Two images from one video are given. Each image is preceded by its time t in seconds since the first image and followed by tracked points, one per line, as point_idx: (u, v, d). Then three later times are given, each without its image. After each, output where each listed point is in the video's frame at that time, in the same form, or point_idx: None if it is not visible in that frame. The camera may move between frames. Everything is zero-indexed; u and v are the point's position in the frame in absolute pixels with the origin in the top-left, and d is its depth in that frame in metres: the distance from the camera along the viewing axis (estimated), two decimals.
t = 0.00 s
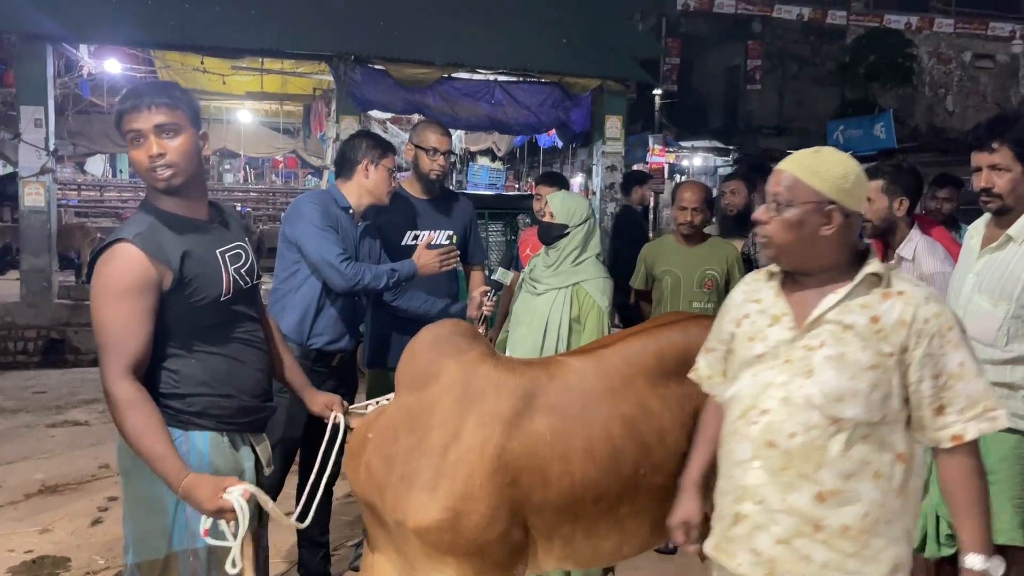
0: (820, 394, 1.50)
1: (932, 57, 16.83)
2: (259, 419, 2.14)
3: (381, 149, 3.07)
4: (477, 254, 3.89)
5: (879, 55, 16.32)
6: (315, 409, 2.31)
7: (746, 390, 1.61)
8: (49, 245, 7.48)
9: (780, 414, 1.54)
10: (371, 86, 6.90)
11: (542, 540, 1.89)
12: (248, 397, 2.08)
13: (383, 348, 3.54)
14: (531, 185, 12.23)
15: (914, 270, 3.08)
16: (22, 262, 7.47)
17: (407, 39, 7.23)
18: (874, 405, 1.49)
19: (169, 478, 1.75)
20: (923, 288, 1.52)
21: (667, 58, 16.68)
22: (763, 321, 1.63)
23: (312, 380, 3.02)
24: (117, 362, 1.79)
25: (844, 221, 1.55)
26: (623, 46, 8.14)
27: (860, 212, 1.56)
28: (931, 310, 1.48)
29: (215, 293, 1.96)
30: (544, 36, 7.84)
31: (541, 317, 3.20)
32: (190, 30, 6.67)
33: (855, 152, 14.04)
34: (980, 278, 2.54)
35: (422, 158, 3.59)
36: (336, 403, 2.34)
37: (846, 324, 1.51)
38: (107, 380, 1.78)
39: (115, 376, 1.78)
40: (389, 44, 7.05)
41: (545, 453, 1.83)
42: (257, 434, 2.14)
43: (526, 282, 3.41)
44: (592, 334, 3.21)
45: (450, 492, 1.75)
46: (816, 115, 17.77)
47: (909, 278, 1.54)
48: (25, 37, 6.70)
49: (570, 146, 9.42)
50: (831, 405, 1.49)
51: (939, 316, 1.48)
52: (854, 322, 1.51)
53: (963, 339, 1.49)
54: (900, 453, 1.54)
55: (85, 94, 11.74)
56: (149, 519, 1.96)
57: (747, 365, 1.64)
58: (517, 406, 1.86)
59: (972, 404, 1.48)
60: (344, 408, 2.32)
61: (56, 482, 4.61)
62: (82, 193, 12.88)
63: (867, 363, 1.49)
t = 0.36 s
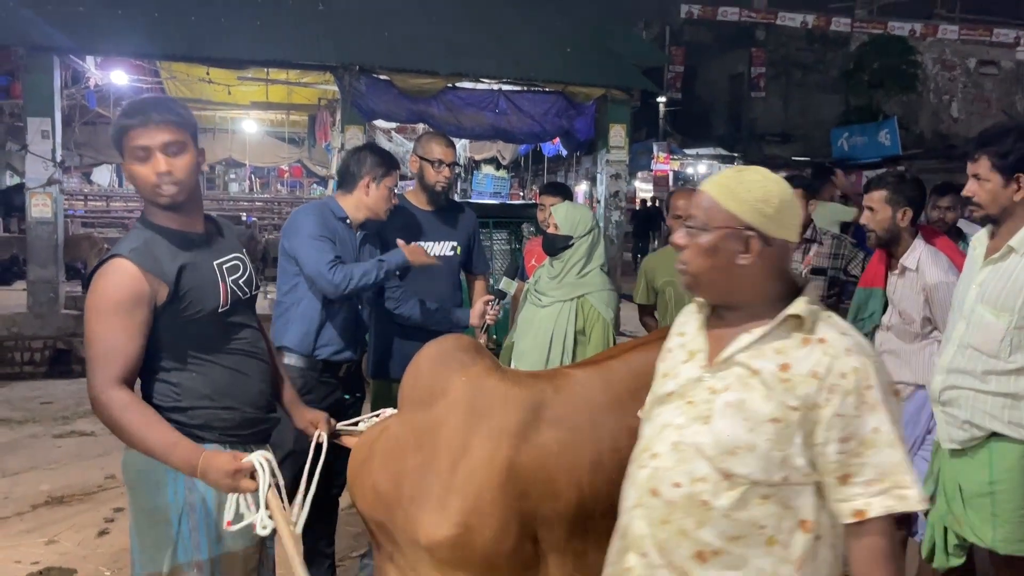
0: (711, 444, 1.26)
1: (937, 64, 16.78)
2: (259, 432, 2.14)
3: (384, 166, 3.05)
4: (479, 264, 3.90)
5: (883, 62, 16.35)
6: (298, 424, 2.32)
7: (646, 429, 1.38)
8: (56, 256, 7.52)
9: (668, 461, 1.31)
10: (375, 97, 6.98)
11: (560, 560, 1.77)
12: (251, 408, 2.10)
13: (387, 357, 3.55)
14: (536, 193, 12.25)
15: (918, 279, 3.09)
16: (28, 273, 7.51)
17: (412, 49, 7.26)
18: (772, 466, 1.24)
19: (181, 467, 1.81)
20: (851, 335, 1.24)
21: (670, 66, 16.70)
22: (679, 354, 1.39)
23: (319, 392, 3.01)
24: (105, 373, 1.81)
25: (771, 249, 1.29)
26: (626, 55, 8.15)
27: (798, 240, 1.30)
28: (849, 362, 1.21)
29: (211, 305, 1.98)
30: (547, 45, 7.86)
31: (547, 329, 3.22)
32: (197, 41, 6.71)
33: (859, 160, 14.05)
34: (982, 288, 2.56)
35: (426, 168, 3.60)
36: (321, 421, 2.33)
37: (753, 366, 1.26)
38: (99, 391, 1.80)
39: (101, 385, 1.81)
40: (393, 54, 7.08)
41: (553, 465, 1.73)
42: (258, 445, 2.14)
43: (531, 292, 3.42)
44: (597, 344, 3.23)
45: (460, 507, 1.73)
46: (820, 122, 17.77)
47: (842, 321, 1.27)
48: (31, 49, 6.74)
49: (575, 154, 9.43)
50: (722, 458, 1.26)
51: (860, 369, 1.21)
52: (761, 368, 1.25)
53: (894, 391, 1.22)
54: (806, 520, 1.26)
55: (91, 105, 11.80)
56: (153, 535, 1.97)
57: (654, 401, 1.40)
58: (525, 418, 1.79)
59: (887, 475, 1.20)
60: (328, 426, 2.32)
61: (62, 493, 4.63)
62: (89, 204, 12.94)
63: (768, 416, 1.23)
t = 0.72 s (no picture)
0: (583, 456, 1.26)
1: (947, 66, 16.72)
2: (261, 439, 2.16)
3: (378, 170, 3.10)
4: (484, 273, 3.91)
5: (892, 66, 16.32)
6: (298, 420, 2.32)
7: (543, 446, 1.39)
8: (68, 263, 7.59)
9: (550, 479, 1.31)
10: (383, 103, 6.92)
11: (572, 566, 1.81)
12: (255, 412, 2.13)
13: (391, 363, 3.60)
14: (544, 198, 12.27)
15: (923, 285, 3.10)
16: (40, 280, 7.57)
17: (419, 56, 7.29)
18: (641, 475, 1.22)
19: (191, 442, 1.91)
20: (719, 330, 1.20)
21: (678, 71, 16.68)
22: (574, 367, 1.40)
23: (326, 397, 3.05)
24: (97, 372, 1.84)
25: (636, 246, 1.28)
26: (634, 60, 8.15)
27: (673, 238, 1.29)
28: (709, 358, 1.17)
29: (217, 313, 2.02)
30: (555, 52, 7.88)
31: (552, 335, 3.24)
32: (208, 50, 6.77)
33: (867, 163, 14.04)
34: (984, 297, 2.61)
35: (434, 176, 3.63)
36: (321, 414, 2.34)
37: (619, 371, 1.26)
38: (94, 391, 1.83)
39: (93, 384, 1.83)
40: (401, 61, 7.12)
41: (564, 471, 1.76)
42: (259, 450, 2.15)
43: (537, 300, 3.45)
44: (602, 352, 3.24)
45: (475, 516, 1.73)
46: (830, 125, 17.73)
47: (716, 316, 1.23)
48: (45, 58, 6.81)
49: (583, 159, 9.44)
50: (594, 471, 1.25)
51: (720, 364, 1.16)
52: (628, 371, 1.24)
53: (762, 389, 1.16)
54: (687, 545, 1.24)
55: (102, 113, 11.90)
56: (163, 543, 2.00)
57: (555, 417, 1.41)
58: (532, 425, 1.80)
59: (748, 479, 1.13)
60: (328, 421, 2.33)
61: (74, 499, 4.67)
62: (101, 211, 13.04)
63: (633, 421, 1.22)
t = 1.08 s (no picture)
0: (412, 447, 1.30)
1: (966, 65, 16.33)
2: (270, 437, 2.18)
3: (390, 175, 3.14)
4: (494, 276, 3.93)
5: (910, 65, 16.21)
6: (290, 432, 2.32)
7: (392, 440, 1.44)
8: (88, 266, 7.68)
9: (386, 470, 1.35)
10: (400, 108, 7.02)
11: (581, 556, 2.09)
12: (268, 410, 2.17)
13: (403, 365, 3.63)
14: (560, 200, 12.28)
15: (934, 286, 3.09)
16: (62, 284, 7.68)
17: (435, 59, 7.33)
18: (459, 466, 1.26)
19: (208, 451, 1.89)
20: (541, 323, 1.27)
21: (694, 72, 16.64)
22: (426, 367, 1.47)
23: (340, 400, 3.08)
24: (129, 371, 1.87)
25: (483, 249, 1.36)
26: (648, 61, 8.15)
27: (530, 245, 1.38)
28: (526, 346, 1.23)
29: (240, 314, 2.08)
30: (570, 54, 7.90)
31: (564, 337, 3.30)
32: (227, 55, 6.84)
33: (885, 163, 13.98)
34: (993, 297, 2.60)
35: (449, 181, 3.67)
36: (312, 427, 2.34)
37: (450, 364, 1.29)
38: (126, 389, 1.85)
39: (125, 385, 1.86)
40: (416, 64, 7.16)
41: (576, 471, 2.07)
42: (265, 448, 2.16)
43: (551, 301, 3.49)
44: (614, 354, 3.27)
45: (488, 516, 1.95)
46: (847, 126, 17.63)
47: (540, 310, 1.30)
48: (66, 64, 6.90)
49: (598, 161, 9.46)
50: (420, 462, 1.29)
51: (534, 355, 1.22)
52: (459, 365, 1.27)
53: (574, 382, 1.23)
54: (499, 544, 1.28)
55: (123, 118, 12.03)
56: (180, 539, 2.04)
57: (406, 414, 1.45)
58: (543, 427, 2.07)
59: (559, 467, 1.19)
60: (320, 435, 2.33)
61: (94, 499, 4.74)
62: (120, 215, 13.15)
63: (456, 412, 1.26)
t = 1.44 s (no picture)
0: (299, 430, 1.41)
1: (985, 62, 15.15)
2: (274, 432, 2.24)
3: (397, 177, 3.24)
4: (504, 270, 4.01)
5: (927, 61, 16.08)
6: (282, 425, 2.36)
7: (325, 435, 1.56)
8: (106, 266, 7.79)
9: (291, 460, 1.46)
10: (411, 107, 7.10)
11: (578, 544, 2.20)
12: (273, 406, 2.23)
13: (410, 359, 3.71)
14: (573, 199, 12.30)
15: (935, 282, 3.11)
16: (81, 282, 7.78)
17: (447, 58, 7.39)
18: (316, 443, 1.35)
19: (218, 463, 1.91)
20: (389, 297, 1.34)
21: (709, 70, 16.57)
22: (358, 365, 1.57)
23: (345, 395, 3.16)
24: (151, 370, 1.91)
25: (371, 238, 1.44)
26: (660, 59, 8.14)
27: (417, 226, 1.46)
28: (363, 321, 1.30)
29: (250, 313, 2.14)
30: (581, 52, 7.92)
31: (567, 332, 3.33)
32: (243, 56, 6.93)
33: (902, 160, 13.88)
34: (992, 292, 2.59)
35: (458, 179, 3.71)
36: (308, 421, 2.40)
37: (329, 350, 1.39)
38: (145, 388, 1.89)
39: (147, 384, 1.90)
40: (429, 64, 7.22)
41: (569, 462, 2.15)
42: (266, 442, 2.22)
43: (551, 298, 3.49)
44: (615, 348, 3.33)
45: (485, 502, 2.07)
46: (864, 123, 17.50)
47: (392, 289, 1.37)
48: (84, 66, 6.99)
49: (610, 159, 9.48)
50: (298, 444, 1.39)
51: (364, 329, 1.29)
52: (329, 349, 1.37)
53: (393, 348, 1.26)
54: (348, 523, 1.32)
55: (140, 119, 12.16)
56: (188, 530, 2.10)
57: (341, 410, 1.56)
58: (539, 420, 2.16)
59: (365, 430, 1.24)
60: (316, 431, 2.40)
61: (111, 493, 4.84)
62: (138, 215, 13.29)
63: (319, 392, 1.36)
